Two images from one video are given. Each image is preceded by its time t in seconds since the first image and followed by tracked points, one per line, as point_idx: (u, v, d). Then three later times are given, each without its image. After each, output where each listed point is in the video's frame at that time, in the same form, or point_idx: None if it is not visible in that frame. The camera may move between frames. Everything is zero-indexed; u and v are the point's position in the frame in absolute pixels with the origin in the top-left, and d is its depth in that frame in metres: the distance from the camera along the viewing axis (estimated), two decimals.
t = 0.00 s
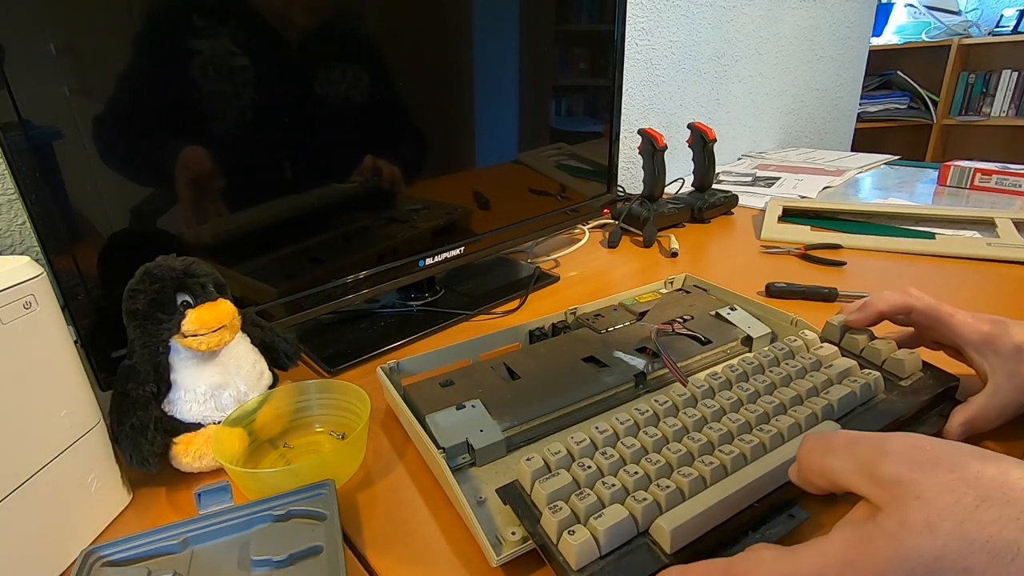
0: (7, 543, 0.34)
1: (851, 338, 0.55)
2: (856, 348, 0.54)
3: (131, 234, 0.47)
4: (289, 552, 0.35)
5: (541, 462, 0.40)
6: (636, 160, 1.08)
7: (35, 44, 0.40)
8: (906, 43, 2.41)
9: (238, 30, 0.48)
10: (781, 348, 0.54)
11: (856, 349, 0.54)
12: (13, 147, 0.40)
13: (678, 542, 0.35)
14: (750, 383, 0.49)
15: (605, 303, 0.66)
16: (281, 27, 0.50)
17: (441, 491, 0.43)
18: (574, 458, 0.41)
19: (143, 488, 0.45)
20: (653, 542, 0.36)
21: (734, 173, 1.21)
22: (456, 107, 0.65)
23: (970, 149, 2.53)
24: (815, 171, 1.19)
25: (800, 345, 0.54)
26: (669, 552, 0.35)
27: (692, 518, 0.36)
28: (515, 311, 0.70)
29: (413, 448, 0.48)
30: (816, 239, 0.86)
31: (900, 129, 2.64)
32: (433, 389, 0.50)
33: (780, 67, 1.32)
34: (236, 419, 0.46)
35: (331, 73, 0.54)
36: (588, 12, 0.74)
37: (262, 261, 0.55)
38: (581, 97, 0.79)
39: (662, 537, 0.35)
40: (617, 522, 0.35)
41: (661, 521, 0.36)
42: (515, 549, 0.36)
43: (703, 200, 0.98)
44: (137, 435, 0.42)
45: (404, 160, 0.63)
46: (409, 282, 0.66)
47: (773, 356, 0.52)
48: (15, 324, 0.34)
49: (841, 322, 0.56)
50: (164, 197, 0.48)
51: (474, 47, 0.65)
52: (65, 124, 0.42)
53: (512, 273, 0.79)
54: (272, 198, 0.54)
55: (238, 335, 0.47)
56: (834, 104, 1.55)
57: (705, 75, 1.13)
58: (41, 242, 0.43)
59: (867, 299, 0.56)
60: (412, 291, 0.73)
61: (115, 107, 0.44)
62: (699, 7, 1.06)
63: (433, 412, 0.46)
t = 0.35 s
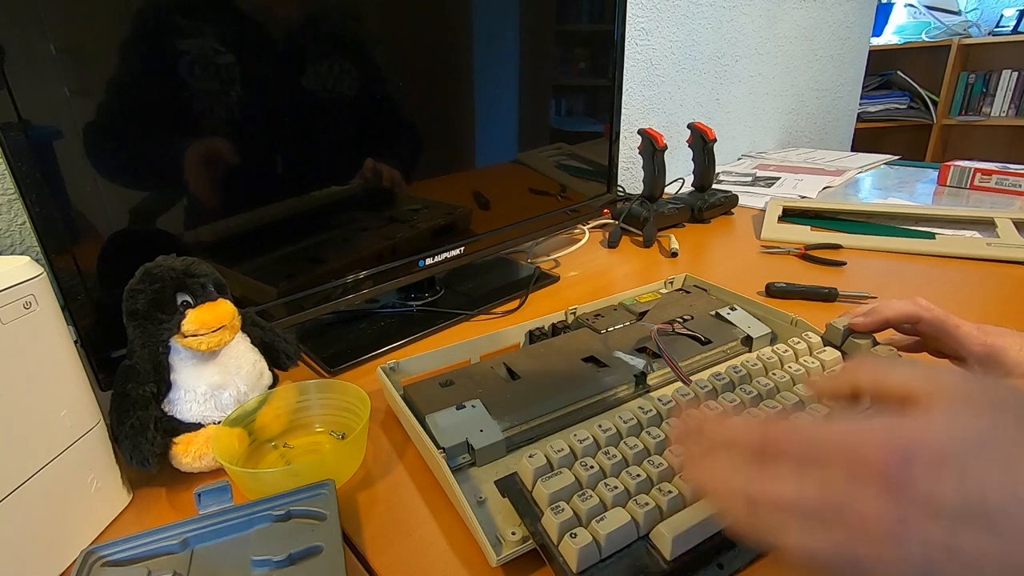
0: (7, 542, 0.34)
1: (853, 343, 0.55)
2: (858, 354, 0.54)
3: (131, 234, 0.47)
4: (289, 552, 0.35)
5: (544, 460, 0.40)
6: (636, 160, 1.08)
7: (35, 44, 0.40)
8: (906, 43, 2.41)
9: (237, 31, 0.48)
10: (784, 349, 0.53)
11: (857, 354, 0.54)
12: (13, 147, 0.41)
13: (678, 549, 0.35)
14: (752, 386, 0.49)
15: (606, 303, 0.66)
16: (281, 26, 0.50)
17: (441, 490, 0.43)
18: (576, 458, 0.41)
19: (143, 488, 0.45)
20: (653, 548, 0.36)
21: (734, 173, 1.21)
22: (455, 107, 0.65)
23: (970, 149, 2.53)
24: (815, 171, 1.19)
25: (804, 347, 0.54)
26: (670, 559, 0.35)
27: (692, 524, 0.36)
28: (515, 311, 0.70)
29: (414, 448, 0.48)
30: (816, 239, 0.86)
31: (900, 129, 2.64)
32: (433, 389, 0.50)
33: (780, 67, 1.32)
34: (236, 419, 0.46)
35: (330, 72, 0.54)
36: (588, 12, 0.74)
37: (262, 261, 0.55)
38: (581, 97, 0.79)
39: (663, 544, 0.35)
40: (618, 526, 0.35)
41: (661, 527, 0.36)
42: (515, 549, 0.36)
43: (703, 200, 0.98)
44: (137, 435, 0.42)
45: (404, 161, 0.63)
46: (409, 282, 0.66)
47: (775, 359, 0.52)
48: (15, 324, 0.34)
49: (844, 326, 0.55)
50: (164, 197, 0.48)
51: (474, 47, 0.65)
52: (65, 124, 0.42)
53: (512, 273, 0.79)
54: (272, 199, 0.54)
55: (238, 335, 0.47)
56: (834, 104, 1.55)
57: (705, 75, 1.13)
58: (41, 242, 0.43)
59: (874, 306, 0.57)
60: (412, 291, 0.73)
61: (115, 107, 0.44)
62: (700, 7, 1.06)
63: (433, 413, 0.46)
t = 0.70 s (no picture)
0: (8, 543, 0.34)
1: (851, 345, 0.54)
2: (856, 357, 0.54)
3: (131, 235, 0.47)
4: (288, 552, 0.34)
5: (544, 460, 0.40)
6: (636, 160, 1.08)
7: (35, 44, 0.40)
8: (906, 43, 2.41)
9: (237, 30, 0.48)
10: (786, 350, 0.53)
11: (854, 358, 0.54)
12: (13, 147, 0.40)
13: (677, 550, 0.35)
14: (753, 387, 0.49)
15: (606, 303, 0.66)
16: (281, 26, 0.50)
17: (441, 490, 0.43)
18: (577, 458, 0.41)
19: (142, 488, 0.45)
20: (653, 547, 0.36)
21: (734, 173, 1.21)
22: (455, 107, 0.65)
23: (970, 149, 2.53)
24: (815, 171, 1.19)
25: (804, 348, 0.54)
26: (670, 559, 0.35)
27: (693, 525, 0.36)
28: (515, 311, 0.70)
29: (413, 448, 0.48)
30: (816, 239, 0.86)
31: (900, 129, 2.64)
32: (432, 388, 0.50)
33: (780, 67, 1.32)
34: (236, 419, 0.46)
35: (330, 71, 0.54)
36: (588, 13, 0.74)
37: (262, 262, 0.55)
38: (580, 97, 0.79)
39: (663, 544, 0.35)
40: (618, 526, 0.36)
41: (662, 528, 0.36)
42: (514, 549, 0.36)
43: (703, 200, 0.98)
44: (137, 434, 0.42)
45: (405, 162, 0.63)
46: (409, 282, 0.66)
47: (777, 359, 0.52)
48: (15, 324, 0.34)
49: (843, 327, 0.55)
50: (164, 197, 0.48)
51: (474, 47, 0.65)
52: (66, 124, 0.42)
53: (512, 273, 0.79)
54: (272, 198, 0.54)
55: (238, 335, 0.47)
56: (834, 104, 1.55)
57: (705, 75, 1.13)
58: (41, 242, 0.43)
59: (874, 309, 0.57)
60: (412, 291, 0.72)
61: (114, 107, 0.44)
62: (699, 7, 1.06)
63: (433, 413, 0.46)
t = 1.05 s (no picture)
0: (8, 543, 0.34)
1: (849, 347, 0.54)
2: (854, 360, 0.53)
3: (131, 235, 0.47)
4: (288, 552, 0.34)
5: (544, 460, 0.40)
6: (636, 160, 1.08)
7: (35, 44, 0.40)
8: (906, 43, 2.41)
9: (237, 29, 0.48)
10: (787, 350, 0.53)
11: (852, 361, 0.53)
12: (13, 147, 0.41)
13: (676, 551, 0.35)
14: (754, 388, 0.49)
15: (604, 303, 0.66)
16: (281, 26, 0.50)
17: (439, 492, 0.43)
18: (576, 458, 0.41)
19: (142, 488, 0.45)
20: (653, 548, 0.36)
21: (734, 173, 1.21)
22: (455, 107, 0.65)
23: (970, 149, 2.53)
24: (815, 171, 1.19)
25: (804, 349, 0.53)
26: (669, 559, 0.35)
27: (693, 526, 0.36)
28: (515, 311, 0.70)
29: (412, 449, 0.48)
30: (816, 238, 0.86)
31: (900, 129, 2.64)
32: (430, 389, 0.49)
33: (780, 67, 1.31)
34: (235, 419, 0.46)
35: (330, 72, 0.54)
36: (588, 13, 0.74)
37: (262, 262, 0.55)
38: (580, 97, 0.79)
39: (662, 545, 0.35)
40: (617, 526, 0.35)
41: (661, 528, 0.36)
42: (512, 551, 0.36)
43: (703, 200, 0.98)
44: (137, 434, 0.42)
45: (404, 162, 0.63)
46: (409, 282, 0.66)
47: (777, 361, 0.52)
48: (15, 324, 0.34)
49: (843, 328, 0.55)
50: (164, 197, 0.48)
51: (474, 47, 0.65)
52: (66, 124, 0.42)
53: (512, 273, 0.79)
54: (272, 199, 0.54)
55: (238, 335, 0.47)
56: (834, 104, 1.54)
57: (705, 75, 1.13)
58: (41, 242, 0.43)
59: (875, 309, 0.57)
60: (412, 291, 0.72)
61: (114, 107, 0.44)
62: (700, 7, 1.06)
63: (431, 413, 0.46)
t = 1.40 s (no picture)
0: (8, 543, 0.34)
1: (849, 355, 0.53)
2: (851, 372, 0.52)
3: (131, 235, 0.47)
4: (289, 552, 0.34)
5: (505, 483, 0.41)
6: (636, 160, 1.08)
7: (35, 44, 0.40)
8: (906, 43, 2.41)
9: (238, 29, 0.48)
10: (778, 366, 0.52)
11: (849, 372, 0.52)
12: (12, 147, 0.41)
13: None
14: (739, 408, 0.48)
15: (592, 315, 0.65)
16: (280, 27, 0.50)
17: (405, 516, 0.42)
18: (541, 481, 0.41)
19: (141, 489, 0.45)
20: None
21: (734, 173, 1.21)
22: (455, 107, 0.65)
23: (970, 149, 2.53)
24: (815, 171, 1.19)
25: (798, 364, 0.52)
26: None
27: (653, 561, 0.36)
28: (515, 311, 0.70)
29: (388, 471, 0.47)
30: (816, 238, 0.86)
31: (900, 129, 2.64)
32: (404, 403, 0.50)
33: (780, 67, 1.32)
34: (232, 420, 0.46)
35: (329, 72, 0.54)
36: (588, 13, 0.74)
37: (261, 262, 0.55)
38: (580, 97, 0.79)
39: None
40: (574, 558, 0.35)
41: (622, 562, 0.36)
42: None
43: (703, 200, 0.98)
44: (134, 435, 0.43)
45: (404, 162, 0.63)
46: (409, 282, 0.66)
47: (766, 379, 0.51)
48: (15, 324, 0.34)
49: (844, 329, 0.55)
50: (163, 197, 0.48)
51: (474, 47, 0.65)
52: (66, 124, 0.42)
53: (512, 273, 0.79)
54: (271, 199, 0.54)
55: (234, 336, 0.47)
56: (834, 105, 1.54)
57: (705, 75, 1.13)
58: (41, 242, 0.44)
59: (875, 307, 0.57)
60: (411, 291, 0.72)
61: (113, 107, 0.44)
62: (700, 7, 1.06)
63: (399, 429, 0.46)
